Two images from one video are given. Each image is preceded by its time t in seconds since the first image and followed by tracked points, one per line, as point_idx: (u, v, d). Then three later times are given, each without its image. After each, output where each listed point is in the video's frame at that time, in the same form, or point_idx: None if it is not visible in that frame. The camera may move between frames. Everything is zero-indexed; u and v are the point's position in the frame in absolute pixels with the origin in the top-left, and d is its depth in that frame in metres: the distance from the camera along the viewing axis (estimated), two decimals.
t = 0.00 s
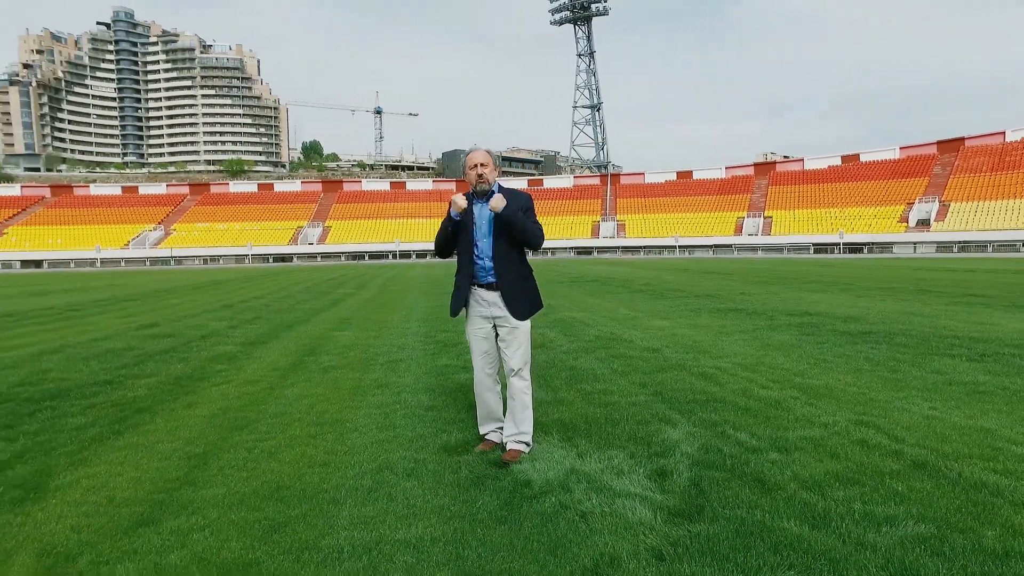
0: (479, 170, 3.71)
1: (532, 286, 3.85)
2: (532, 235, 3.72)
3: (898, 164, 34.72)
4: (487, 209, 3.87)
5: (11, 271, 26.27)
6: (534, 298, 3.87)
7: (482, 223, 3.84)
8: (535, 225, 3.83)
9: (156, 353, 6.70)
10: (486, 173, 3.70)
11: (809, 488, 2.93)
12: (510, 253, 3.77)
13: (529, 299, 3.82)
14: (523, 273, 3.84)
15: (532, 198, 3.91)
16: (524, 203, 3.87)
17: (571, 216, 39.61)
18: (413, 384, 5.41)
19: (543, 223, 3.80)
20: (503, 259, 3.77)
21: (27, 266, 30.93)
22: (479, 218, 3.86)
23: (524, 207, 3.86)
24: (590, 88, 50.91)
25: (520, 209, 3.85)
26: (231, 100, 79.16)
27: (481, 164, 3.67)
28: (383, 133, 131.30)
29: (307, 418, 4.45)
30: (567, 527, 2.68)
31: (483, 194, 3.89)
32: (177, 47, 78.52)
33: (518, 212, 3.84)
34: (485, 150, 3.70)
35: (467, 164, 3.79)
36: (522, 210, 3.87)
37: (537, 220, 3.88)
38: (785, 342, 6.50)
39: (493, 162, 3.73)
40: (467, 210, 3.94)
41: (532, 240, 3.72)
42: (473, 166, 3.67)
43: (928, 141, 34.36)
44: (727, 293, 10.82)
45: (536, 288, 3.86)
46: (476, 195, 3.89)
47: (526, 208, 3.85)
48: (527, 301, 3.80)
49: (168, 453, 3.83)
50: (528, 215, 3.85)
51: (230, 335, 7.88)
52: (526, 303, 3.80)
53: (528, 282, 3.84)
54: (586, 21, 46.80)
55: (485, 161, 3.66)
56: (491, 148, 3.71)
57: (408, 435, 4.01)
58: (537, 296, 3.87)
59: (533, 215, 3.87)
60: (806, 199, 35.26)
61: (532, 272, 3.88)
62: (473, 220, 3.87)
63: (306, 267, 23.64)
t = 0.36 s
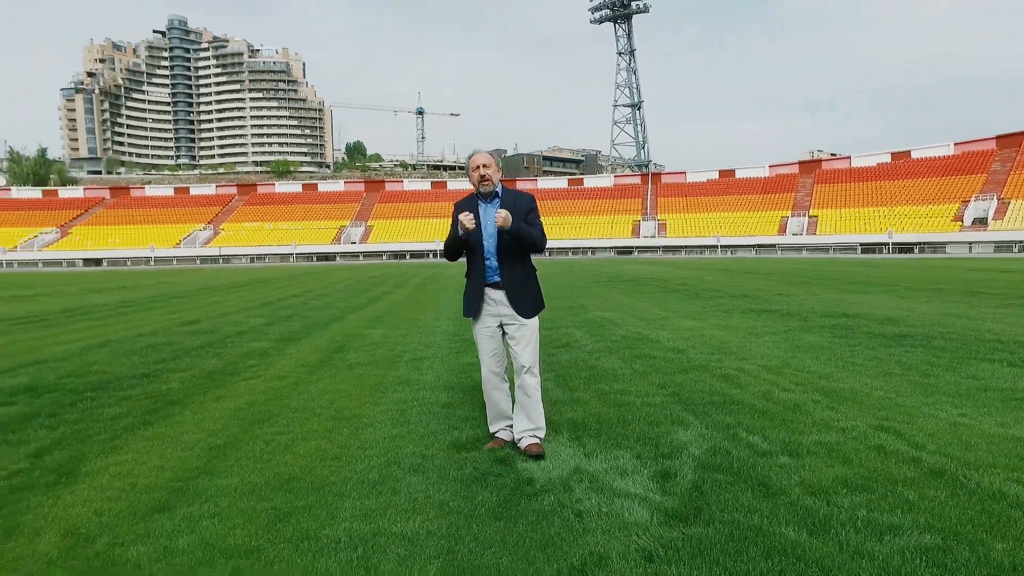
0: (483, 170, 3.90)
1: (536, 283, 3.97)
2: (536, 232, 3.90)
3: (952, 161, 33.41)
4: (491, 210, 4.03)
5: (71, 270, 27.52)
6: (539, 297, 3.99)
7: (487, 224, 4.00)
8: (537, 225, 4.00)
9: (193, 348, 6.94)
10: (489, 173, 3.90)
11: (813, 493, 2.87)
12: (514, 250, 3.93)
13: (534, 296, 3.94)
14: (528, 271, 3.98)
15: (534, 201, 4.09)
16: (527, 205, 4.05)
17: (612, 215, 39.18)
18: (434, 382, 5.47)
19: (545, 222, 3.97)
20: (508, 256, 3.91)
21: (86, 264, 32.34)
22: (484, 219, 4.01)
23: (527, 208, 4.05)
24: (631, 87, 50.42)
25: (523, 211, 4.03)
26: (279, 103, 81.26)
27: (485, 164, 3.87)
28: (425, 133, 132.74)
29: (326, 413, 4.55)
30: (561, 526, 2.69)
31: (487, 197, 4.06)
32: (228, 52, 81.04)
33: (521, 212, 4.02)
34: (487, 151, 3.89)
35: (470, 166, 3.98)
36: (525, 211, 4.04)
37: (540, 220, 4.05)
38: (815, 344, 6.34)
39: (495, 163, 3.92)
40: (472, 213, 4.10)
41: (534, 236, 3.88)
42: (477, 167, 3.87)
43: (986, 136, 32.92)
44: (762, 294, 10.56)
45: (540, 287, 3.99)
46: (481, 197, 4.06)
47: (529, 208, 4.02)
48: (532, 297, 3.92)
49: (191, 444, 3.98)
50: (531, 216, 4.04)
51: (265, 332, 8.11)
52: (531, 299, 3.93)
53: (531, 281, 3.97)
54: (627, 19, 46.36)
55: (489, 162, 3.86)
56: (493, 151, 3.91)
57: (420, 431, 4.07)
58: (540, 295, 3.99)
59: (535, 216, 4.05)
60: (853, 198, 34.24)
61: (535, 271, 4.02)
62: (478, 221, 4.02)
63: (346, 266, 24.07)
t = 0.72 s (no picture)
0: (514, 171, 3.98)
1: (567, 284, 4.00)
2: (565, 232, 3.93)
3: None
4: (522, 210, 4.10)
5: (156, 267, 29.25)
6: (570, 296, 4.02)
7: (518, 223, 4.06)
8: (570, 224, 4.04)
9: (253, 343, 7.27)
10: (521, 173, 3.97)
11: (843, 504, 2.75)
12: (546, 249, 3.97)
13: (565, 296, 3.97)
14: (558, 270, 4.00)
15: (566, 200, 4.13)
16: (558, 205, 4.09)
17: (678, 213, 38.22)
18: (475, 379, 5.55)
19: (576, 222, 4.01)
20: (538, 254, 3.95)
21: (170, 262, 34.33)
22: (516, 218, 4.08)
23: (558, 208, 4.10)
24: (697, 82, 49.26)
25: (553, 210, 4.09)
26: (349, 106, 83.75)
27: (515, 164, 3.95)
28: (489, 133, 133.99)
29: (366, 408, 4.70)
30: (575, 529, 2.67)
31: (520, 197, 4.13)
32: (302, 58, 84.15)
33: (553, 212, 4.07)
34: (518, 151, 3.97)
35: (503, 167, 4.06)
36: (557, 210, 4.08)
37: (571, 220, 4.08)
38: (874, 347, 6.05)
39: (527, 163, 4.00)
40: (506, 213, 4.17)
41: (566, 235, 3.93)
42: (508, 166, 3.95)
43: None
44: (825, 294, 10.13)
45: (571, 287, 4.02)
46: (513, 197, 4.13)
47: (560, 207, 4.07)
48: (563, 296, 3.95)
49: (238, 433, 4.18)
50: (562, 216, 4.07)
51: (322, 328, 8.41)
52: (561, 298, 3.95)
53: (562, 279, 3.99)
54: (692, 13, 45.30)
55: (521, 162, 3.94)
56: (524, 150, 3.98)
57: (454, 427, 4.15)
58: (571, 295, 4.01)
59: (566, 216, 4.09)
60: (934, 194, 32.31)
61: (566, 271, 4.04)
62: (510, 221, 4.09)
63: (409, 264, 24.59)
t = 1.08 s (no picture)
0: (526, 171, 3.95)
1: (578, 287, 3.94)
2: (576, 233, 3.88)
3: None
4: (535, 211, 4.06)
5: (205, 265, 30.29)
6: (582, 299, 3.96)
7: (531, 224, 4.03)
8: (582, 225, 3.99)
9: (283, 340, 7.44)
10: (534, 173, 3.93)
11: (847, 517, 2.64)
12: (557, 250, 3.92)
13: (576, 298, 3.91)
14: (569, 271, 3.94)
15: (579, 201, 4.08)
16: (570, 205, 4.04)
17: (722, 212, 37.45)
18: (493, 379, 5.55)
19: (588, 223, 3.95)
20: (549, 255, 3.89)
21: (219, 260, 35.50)
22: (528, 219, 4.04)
23: (570, 209, 4.05)
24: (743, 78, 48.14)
25: (566, 210, 4.03)
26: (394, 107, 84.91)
27: (527, 164, 3.93)
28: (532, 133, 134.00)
29: (380, 406, 4.76)
30: (565, 533, 2.63)
31: (532, 197, 4.09)
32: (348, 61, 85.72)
33: (566, 212, 4.02)
34: (531, 151, 3.95)
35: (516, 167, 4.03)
36: (569, 211, 4.03)
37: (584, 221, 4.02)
38: (909, 351, 5.80)
39: (539, 163, 3.97)
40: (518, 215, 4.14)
41: (579, 236, 3.87)
42: (521, 166, 3.91)
43: None
44: (867, 295, 9.78)
45: (582, 289, 3.96)
46: (526, 197, 4.10)
47: (572, 208, 4.01)
48: (573, 298, 3.89)
49: (255, 429, 4.29)
50: (573, 217, 4.02)
51: (352, 326, 8.57)
52: (572, 300, 3.89)
53: (574, 281, 3.94)
54: (738, 8, 44.25)
55: (534, 162, 3.90)
56: (537, 151, 3.96)
57: (462, 427, 4.16)
58: (582, 297, 3.96)
59: (579, 217, 4.04)
60: (992, 191, 30.78)
61: (577, 272, 3.98)
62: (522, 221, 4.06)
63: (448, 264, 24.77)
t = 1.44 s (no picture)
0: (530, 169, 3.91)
1: (582, 290, 3.88)
2: (582, 236, 3.81)
3: None
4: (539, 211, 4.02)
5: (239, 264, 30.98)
6: (584, 302, 3.90)
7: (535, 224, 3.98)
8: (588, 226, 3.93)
9: (302, 339, 7.56)
10: (538, 171, 3.88)
11: (836, 526, 2.56)
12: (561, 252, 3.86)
13: (578, 301, 3.85)
14: (572, 273, 3.87)
15: (584, 202, 4.02)
16: (575, 207, 3.99)
17: (755, 211, 36.74)
18: (502, 380, 5.54)
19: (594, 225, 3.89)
20: (553, 256, 3.83)
21: (254, 259, 36.26)
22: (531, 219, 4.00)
23: (575, 210, 4.00)
24: (779, 75, 47.15)
25: (570, 211, 3.98)
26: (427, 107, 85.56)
27: (533, 162, 3.88)
28: (565, 132, 133.56)
29: (387, 404, 4.80)
30: (545, 535, 2.62)
31: (536, 197, 4.04)
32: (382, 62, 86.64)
33: (571, 213, 3.96)
34: (536, 149, 3.90)
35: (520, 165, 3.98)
36: (574, 212, 3.98)
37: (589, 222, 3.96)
38: (933, 355, 5.59)
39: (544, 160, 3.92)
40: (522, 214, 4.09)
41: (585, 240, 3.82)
42: (526, 165, 3.86)
43: None
44: (897, 297, 9.46)
45: (585, 293, 3.90)
46: (530, 197, 4.06)
47: (577, 209, 3.96)
48: (576, 301, 3.83)
49: (261, 425, 4.37)
50: (579, 218, 3.97)
51: (372, 325, 8.66)
52: (575, 303, 3.83)
53: (577, 284, 3.88)
54: (773, 3, 43.35)
55: (539, 160, 3.85)
56: (542, 149, 3.91)
57: (463, 427, 4.17)
58: (584, 301, 3.90)
59: (584, 217, 3.98)
60: None
61: (581, 275, 3.92)
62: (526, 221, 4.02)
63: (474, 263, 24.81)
